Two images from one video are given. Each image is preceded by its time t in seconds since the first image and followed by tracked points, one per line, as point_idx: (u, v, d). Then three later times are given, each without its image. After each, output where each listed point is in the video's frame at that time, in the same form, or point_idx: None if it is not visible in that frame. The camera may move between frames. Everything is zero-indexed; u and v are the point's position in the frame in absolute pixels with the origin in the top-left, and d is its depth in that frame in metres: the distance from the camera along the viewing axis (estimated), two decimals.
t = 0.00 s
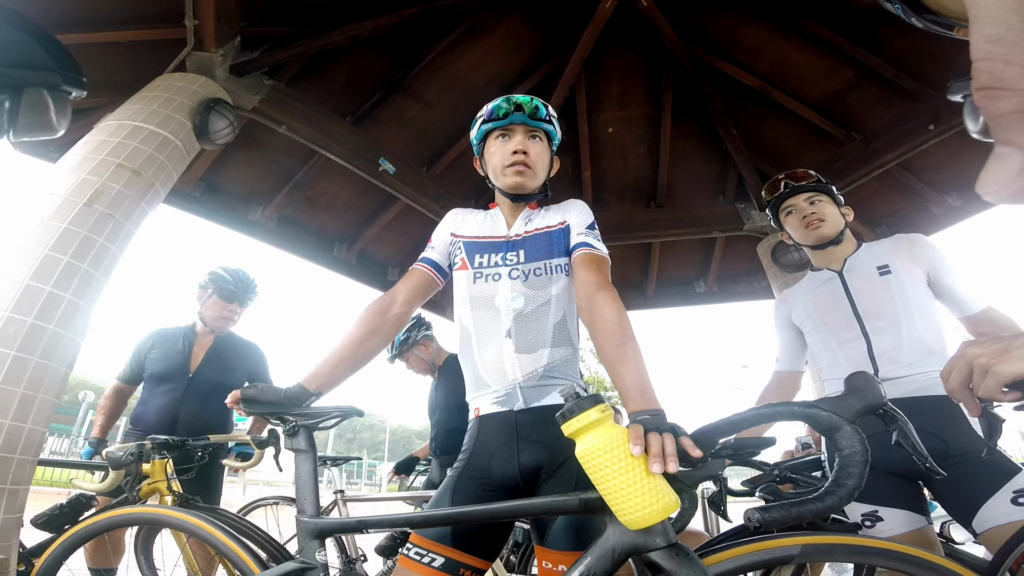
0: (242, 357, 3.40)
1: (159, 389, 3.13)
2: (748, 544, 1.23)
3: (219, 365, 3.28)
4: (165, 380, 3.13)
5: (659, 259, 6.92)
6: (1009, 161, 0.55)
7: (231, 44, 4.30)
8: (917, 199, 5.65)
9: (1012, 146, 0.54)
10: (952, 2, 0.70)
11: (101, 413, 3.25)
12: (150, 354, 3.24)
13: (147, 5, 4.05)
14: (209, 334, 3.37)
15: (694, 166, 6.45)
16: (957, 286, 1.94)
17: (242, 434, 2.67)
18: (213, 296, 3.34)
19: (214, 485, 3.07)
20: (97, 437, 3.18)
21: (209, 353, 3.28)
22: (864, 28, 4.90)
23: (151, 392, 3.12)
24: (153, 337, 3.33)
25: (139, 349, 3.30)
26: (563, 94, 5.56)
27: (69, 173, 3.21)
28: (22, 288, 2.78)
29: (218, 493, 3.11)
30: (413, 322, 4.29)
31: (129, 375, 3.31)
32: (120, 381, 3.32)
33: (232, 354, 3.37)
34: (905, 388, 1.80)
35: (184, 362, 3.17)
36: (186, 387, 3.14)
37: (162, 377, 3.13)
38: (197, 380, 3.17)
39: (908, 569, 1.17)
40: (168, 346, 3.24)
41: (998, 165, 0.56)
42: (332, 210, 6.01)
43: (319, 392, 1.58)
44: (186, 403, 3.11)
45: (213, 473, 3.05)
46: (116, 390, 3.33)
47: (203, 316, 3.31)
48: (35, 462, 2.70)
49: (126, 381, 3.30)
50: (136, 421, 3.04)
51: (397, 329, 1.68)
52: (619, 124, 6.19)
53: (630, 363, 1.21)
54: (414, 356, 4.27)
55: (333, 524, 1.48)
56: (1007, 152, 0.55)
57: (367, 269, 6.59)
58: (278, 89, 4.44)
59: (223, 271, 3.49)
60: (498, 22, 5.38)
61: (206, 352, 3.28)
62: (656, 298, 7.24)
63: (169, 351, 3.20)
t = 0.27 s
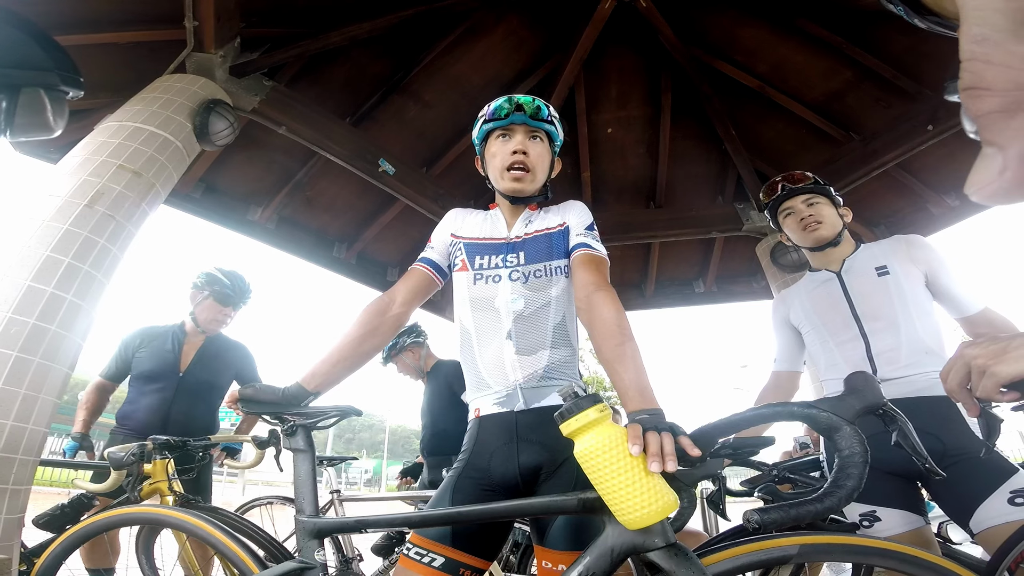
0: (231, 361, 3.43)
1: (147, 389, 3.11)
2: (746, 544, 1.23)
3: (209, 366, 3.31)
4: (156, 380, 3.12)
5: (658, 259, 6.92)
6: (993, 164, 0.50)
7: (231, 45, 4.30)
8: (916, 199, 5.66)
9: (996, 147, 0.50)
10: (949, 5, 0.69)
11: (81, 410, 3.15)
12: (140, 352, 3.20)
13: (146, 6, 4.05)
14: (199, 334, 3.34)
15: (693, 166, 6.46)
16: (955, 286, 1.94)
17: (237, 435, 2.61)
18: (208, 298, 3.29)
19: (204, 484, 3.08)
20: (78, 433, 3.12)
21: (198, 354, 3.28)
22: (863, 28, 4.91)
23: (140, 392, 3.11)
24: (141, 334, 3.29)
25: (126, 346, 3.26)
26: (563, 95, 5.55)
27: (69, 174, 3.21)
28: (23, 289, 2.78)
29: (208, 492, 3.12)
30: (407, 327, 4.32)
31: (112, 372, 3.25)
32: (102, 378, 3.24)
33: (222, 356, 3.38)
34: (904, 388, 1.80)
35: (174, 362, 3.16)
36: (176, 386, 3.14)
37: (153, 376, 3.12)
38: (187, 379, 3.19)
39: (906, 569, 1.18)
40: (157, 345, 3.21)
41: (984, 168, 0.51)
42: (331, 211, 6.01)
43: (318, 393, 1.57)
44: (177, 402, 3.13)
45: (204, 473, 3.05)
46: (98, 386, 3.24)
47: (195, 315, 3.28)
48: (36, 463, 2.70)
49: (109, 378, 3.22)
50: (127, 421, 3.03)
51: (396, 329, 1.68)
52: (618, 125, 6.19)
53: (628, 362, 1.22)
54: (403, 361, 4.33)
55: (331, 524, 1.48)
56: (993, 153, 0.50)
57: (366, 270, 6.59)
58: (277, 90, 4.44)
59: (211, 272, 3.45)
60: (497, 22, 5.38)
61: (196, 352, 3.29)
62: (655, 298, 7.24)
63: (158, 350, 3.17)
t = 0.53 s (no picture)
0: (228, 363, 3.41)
1: (144, 389, 3.10)
2: (740, 545, 1.23)
3: (207, 368, 3.31)
4: (153, 380, 3.11)
5: (658, 260, 6.92)
6: (986, 160, 0.54)
7: (232, 45, 4.31)
8: (916, 200, 5.66)
9: (989, 142, 0.53)
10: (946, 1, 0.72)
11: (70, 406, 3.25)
12: (138, 351, 3.20)
13: (147, 6, 4.05)
14: (199, 336, 3.34)
15: (693, 166, 6.46)
16: (955, 289, 1.94)
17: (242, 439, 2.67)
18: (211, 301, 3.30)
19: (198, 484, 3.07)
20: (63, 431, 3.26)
21: (194, 358, 3.28)
22: (863, 28, 4.91)
23: (137, 391, 3.10)
24: (139, 333, 3.29)
25: (124, 344, 3.27)
26: (563, 95, 5.56)
27: (70, 174, 3.21)
28: (25, 290, 2.78)
29: (203, 492, 3.11)
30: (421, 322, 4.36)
31: (104, 369, 3.25)
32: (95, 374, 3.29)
33: (215, 359, 3.36)
34: (903, 389, 1.81)
35: (173, 362, 3.15)
36: (175, 386, 3.16)
37: (151, 376, 3.11)
38: (186, 380, 3.20)
39: (900, 570, 1.18)
40: (155, 344, 3.21)
41: (977, 163, 0.54)
42: (332, 211, 6.01)
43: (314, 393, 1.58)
44: (174, 404, 3.15)
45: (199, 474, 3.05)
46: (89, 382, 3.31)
47: (195, 317, 3.28)
48: (37, 463, 2.70)
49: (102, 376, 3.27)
50: (123, 422, 3.02)
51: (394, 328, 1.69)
52: (618, 125, 6.20)
53: (628, 361, 1.23)
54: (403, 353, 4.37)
55: (326, 523, 1.48)
56: (985, 148, 0.54)
57: (366, 270, 6.60)
58: (278, 90, 4.44)
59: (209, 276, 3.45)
60: (498, 23, 5.38)
61: (194, 354, 3.28)
62: (655, 298, 7.25)
63: (156, 349, 3.17)
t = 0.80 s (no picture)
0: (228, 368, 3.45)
1: (145, 389, 3.10)
2: (741, 545, 1.23)
3: (207, 368, 3.33)
4: (155, 381, 3.10)
5: (658, 260, 6.93)
6: (984, 157, 0.53)
7: (233, 45, 4.31)
8: (916, 200, 5.66)
9: (988, 139, 0.53)
10: None
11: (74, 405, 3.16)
12: (140, 353, 3.18)
13: (147, 6, 4.06)
14: (202, 337, 3.34)
15: (693, 166, 6.46)
16: (955, 289, 1.94)
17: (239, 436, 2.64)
18: (216, 305, 3.33)
19: (200, 481, 3.08)
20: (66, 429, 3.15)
21: (196, 359, 3.28)
22: (863, 28, 4.91)
23: (138, 391, 3.09)
24: (143, 333, 3.28)
25: (126, 343, 3.26)
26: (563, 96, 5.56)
27: (70, 174, 3.21)
28: (26, 290, 2.78)
29: (205, 492, 3.12)
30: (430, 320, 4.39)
31: (107, 368, 3.24)
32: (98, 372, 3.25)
33: (220, 360, 3.41)
34: (903, 390, 1.80)
35: (175, 363, 3.15)
36: (177, 387, 3.15)
37: (154, 377, 3.10)
38: (187, 381, 3.20)
39: (903, 570, 1.18)
40: (159, 344, 3.20)
41: (976, 161, 0.54)
42: (332, 211, 6.02)
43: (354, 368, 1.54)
44: (176, 405, 3.14)
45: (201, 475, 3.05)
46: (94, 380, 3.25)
47: (200, 320, 3.31)
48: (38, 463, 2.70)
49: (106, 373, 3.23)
50: (125, 422, 3.01)
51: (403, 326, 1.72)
52: (618, 125, 6.20)
53: (635, 362, 1.24)
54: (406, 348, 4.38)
55: (323, 523, 1.48)
56: (984, 145, 0.53)
57: (366, 270, 6.60)
58: (278, 90, 4.45)
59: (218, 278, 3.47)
60: (498, 23, 5.38)
61: (196, 356, 3.29)
62: (655, 298, 7.25)
63: (159, 350, 3.16)
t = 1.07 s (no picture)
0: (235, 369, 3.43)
1: (152, 389, 3.09)
2: (754, 544, 1.23)
3: (214, 369, 3.31)
4: (162, 382, 3.09)
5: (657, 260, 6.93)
6: (994, 162, 0.52)
7: (232, 46, 4.30)
8: (916, 201, 5.66)
9: (995, 145, 0.52)
10: None
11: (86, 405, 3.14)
12: (149, 352, 3.17)
13: (147, 6, 4.05)
14: (210, 338, 3.33)
15: (693, 167, 6.46)
16: (955, 290, 1.94)
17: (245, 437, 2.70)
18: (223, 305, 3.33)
19: (204, 482, 3.07)
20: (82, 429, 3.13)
21: (205, 358, 3.29)
22: (863, 28, 4.91)
23: (146, 390, 3.09)
24: (152, 333, 3.26)
25: (135, 343, 3.24)
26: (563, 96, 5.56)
27: (70, 174, 3.21)
28: (25, 290, 2.78)
29: (210, 491, 3.12)
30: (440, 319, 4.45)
31: (115, 368, 3.21)
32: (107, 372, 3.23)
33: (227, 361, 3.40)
34: (904, 389, 1.80)
35: (183, 364, 3.15)
36: (183, 388, 3.15)
37: (161, 377, 3.09)
38: (194, 382, 3.20)
39: (916, 570, 1.20)
40: (166, 344, 3.19)
41: (984, 168, 0.53)
42: (332, 211, 6.02)
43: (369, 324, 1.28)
44: (183, 404, 3.14)
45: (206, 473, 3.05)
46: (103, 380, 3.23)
47: (207, 321, 3.31)
48: (37, 463, 2.70)
49: (115, 374, 3.21)
50: (132, 421, 3.00)
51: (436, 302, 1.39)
52: (618, 126, 6.21)
53: (639, 359, 1.25)
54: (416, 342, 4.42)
55: (323, 523, 1.47)
56: (992, 151, 0.53)
57: (366, 270, 6.60)
58: (278, 90, 4.45)
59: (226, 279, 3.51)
60: (498, 23, 5.39)
61: (205, 355, 3.29)
62: (654, 299, 7.25)
63: (167, 350, 3.15)
